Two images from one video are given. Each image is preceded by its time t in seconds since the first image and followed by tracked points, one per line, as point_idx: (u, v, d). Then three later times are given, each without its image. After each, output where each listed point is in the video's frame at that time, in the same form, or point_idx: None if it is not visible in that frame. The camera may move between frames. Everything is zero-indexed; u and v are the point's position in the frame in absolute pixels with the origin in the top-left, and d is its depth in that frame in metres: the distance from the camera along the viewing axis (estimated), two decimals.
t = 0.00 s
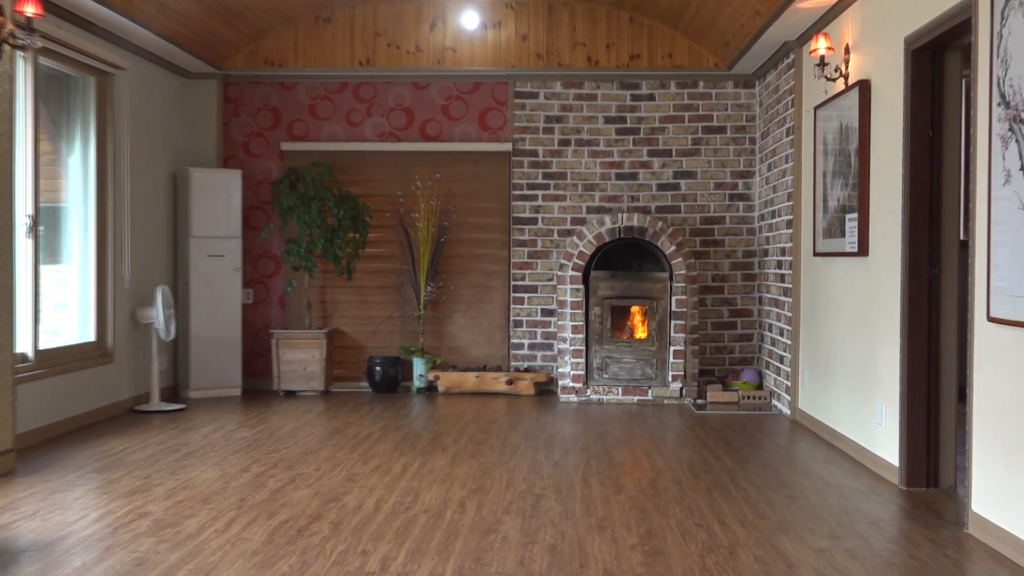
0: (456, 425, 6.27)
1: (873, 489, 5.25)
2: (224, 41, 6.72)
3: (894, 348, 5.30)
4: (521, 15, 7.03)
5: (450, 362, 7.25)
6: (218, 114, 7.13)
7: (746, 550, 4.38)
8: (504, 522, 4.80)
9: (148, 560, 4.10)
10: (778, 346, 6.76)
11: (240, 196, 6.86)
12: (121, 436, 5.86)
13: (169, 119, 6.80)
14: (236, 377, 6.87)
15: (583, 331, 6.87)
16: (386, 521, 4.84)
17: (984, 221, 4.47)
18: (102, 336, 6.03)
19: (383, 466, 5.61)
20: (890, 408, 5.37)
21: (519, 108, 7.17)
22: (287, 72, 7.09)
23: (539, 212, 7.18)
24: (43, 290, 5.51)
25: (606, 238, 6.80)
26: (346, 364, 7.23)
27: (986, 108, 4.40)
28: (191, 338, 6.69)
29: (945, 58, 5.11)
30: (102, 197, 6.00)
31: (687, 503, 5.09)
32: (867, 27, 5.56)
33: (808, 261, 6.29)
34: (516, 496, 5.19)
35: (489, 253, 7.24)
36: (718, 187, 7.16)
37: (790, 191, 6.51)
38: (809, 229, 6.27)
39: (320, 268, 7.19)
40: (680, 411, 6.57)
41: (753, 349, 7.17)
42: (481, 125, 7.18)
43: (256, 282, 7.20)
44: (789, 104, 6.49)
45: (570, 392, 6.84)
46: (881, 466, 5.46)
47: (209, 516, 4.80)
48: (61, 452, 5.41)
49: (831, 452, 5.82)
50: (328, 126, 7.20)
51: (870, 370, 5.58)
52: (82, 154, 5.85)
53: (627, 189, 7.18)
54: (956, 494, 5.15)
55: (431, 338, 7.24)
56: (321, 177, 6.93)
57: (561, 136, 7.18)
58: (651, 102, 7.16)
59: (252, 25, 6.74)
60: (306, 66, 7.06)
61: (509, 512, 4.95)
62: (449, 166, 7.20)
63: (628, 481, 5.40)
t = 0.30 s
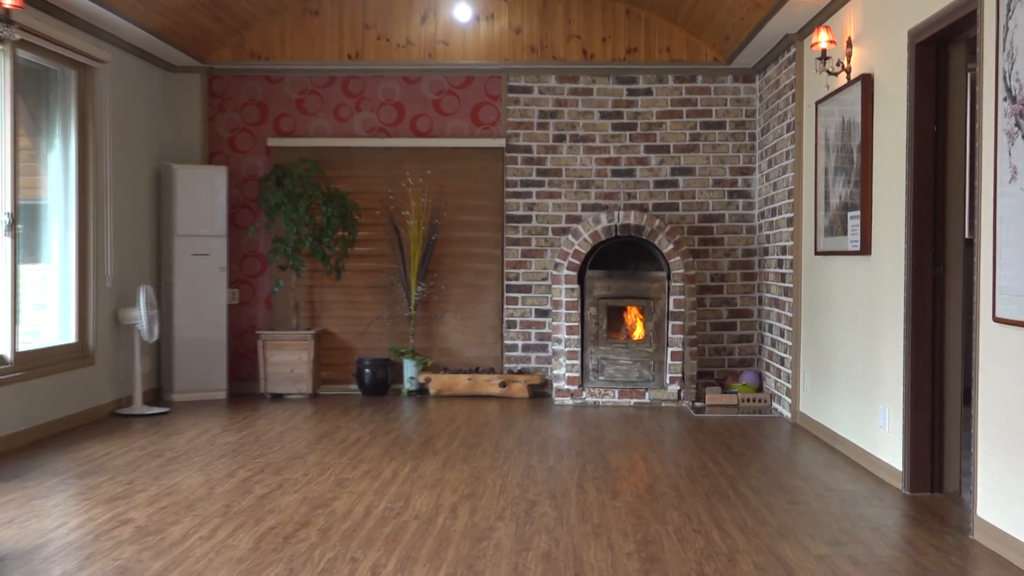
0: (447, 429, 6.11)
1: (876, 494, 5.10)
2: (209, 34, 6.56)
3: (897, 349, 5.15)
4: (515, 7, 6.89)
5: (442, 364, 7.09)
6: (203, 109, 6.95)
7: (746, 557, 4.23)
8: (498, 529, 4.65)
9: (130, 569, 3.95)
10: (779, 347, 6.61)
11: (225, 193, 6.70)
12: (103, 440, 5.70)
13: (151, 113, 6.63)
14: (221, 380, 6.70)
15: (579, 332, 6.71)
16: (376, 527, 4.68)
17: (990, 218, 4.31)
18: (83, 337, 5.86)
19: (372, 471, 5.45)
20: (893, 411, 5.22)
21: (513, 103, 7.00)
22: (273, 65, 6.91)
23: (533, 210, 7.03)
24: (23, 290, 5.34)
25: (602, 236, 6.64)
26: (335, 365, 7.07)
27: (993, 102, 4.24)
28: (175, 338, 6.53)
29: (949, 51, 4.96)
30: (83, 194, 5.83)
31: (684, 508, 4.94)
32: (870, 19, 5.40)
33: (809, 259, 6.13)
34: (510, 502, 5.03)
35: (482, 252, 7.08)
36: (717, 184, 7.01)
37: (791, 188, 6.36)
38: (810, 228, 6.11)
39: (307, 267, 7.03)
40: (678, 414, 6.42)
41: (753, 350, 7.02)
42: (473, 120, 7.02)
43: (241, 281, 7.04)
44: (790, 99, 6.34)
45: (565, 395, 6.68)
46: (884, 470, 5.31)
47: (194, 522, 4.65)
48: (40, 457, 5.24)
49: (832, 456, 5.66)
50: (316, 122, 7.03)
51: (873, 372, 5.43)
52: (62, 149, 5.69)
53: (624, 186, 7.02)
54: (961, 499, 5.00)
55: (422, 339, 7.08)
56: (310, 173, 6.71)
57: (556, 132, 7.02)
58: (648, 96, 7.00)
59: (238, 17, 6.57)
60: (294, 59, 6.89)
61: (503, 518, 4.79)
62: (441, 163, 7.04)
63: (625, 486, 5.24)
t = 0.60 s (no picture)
0: (437, 432, 5.95)
1: (877, 499, 4.95)
2: (192, 25, 6.39)
3: (899, 350, 5.00)
4: None
5: (432, 365, 6.93)
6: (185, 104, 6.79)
7: (746, 563, 4.08)
8: (491, 535, 4.49)
9: None
10: (778, 348, 6.46)
11: (208, 189, 6.53)
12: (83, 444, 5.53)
13: (132, 108, 6.45)
14: (205, 382, 6.54)
15: (573, 333, 6.56)
16: (364, 533, 4.53)
17: (994, 216, 4.16)
18: (62, 338, 5.69)
19: (361, 475, 5.29)
20: (895, 414, 5.07)
21: (505, 97, 6.85)
22: (258, 57, 6.75)
23: (526, 207, 6.87)
24: None
25: (596, 234, 6.48)
26: (322, 367, 6.91)
27: (997, 96, 4.10)
28: (157, 339, 6.36)
29: (953, 43, 4.81)
30: (62, 190, 5.66)
31: (681, 513, 4.79)
32: (871, 9, 5.25)
33: (809, 257, 5.98)
34: (502, 507, 4.88)
35: (473, 250, 6.92)
36: (715, 180, 6.86)
37: (791, 184, 6.20)
38: (811, 225, 5.96)
39: (293, 265, 6.86)
40: (675, 417, 6.27)
41: (753, 351, 6.87)
42: (465, 115, 6.86)
43: (225, 280, 6.87)
44: (790, 93, 6.19)
45: (560, 397, 6.54)
46: (885, 474, 5.17)
47: (176, 529, 4.49)
48: (17, 463, 5.08)
49: (833, 460, 5.52)
50: (302, 116, 6.87)
51: (874, 373, 5.28)
52: (40, 144, 5.52)
53: (619, 183, 6.87)
54: (965, 504, 4.86)
55: (412, 340, 6.92)
56: (296, 169, 6.55)
57: (549, 127, 6.87)
58: (644, 90, 6.85)
59: (221, 7, 6.40)
60: (279, 52, 6.73)
61: (495, 524, 4.64)
62: (431, 158, 6.87)
63: (621, 490, 5.09)
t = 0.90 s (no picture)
0: (430, 435, 5.80)
1: (881, 503, 4.81)
2: (176, 16, 6.23)
3: (904, 351, 4.86)
4: None
5: (425, 366, 6.78)
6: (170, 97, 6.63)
7: (747, 569, 3.94)
8: (485, 541, 4.35)
9: None
10: (780, 349, 6.32)
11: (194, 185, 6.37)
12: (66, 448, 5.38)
13: (116, 102, 6.29)
14: (190, 384, 6.39)
15: (569, 333, 6.40)
16: (354, 539, 4.38)
17: (1002, 212, 4.01)
18: (43, 338, 5.53)
19: (351, 479, 5.14)
20: (900, 416, 4.92)
21: (499, 90, 6.69)
22: (245, 49, 6.59)
23: (520, 204, 6.71)
24: None
25: (593, 231, 6.32)
26: (311, 368, 6.75)
27: (1005, 88, 3.95)
28: (141, 339, 6.20)
29: (958, 34, 4.67)
30: (43, 186, 5.50)
31: (680, 518, 4.65)
32: None
33: (812, 255, 5.83)
34: (496, 512, 4.73)
35: (467, 248, 6.76)
36: (715, 176, 6.71)
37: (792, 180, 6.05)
38: (814, 223, 5.81)
39: (282, 263, 6.70)
40: (674, 420, 6.13)
41: (754, 352, 6.72)
42: (458, 108, 6.71)
43: (211, 279, 6.71)
44: (792, 86, 6.03)
45: (555, 399, 6.40)
46: (889, 477, 5.03)
47: (161, 535, 4.35)
48: None
49: (836, 464, 5.37)
50: (290, 110, 6.72)
51: (878, 374, 5.13)
52: (20, 139, 5.37)
53: (617, 178, 6.72)
54: (972, 509, 4.72)
55: (404, 341, 6.77)
56: (284, 164, 6.42)
57: (545, 121, 6.71)
58: (642, 83, 6.70)
59: None
60: (269, 43, 6.57)
61: (489, 529, 4.49)
62: (423, 153, 6.73)
63: (619, 495, 4.94)
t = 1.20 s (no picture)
0: (424, 438, 5.65)
1: (888, 508, 4.67)
2: (163, 8, 6.08)
3: (911, 352, 4.72)
4: None
5: (418, 367, 6.63)
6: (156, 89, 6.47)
7: None
8: (480, 548, 4.21)
9: None
10: (783, 349, 6.17)
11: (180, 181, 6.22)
12: (49, 452, 5.23)
13: (100, 96, 6.14)
14: (177, 385, 6.24)
15: (566, 334, 6.25)
16: (346, 546, 4.24)
17: (1013, 208, 3.86)
18: (25, 339, 5.38)
19: (343, 484, 4.99)
20: (907, 419, 4.78)
21: (495, 84, 6.55)
22: (233, 41, 6.44)
23: (517, 200, 6.57)
24: None
25: (592, 229, 6.17)
26: (301, 370, 6.60)
27: (1015, 79, 3.80)
28: (126, 340, 6.05)
29: (966, 25, 4.54)
30: (24, 182, 5.35)
31: (681, 524, 4.51)
32: None
33: (816, 253, 5.69)
34: (492, 518, 4.59)
35: (461, 246, 6.62)
36: (717, 172, 6.56)
37: (796, 175, 5.90)
38: (818, 220, 5.66)
39: (271, 262, 6.55)
40: (674, 423, 5.98)
41: (756, 353, 6.57)
42: (452, 102, 6.56)
43: (199, 278, 6.56)
44: (796, 79, 5.89)
45: (553, 401, 6.25)
46: (896, 482, 4.88)
47: (147, 541, 4.21)
48: None
49: (841, 468, 5.23)
50: (280, 104, 6.57)
51: (884, 376, 4.99)
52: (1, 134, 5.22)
53: (616, 174, 6.57)
54: (981, 514, 4.57)
55: (397, 341, 6.62)
56: (273, 160, 6.24)
57: (542, 115, 6.57)
58: (642, 76, 6.55)
59: None
60: (258, 36, 6.42)
61: (485, 536, 4.35)
62: (416, 148, 6.58)
63: (618, 500, 4.80)
